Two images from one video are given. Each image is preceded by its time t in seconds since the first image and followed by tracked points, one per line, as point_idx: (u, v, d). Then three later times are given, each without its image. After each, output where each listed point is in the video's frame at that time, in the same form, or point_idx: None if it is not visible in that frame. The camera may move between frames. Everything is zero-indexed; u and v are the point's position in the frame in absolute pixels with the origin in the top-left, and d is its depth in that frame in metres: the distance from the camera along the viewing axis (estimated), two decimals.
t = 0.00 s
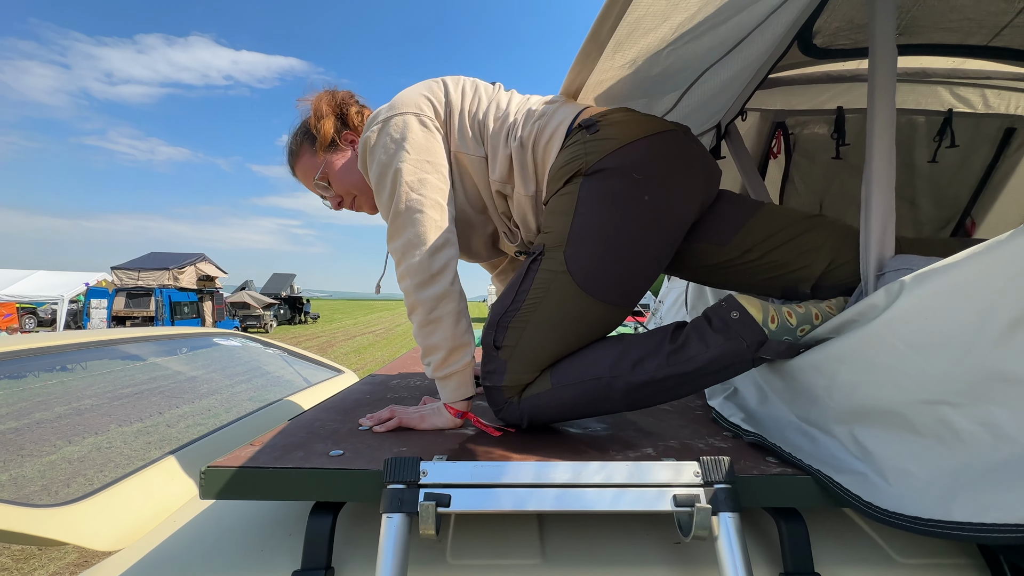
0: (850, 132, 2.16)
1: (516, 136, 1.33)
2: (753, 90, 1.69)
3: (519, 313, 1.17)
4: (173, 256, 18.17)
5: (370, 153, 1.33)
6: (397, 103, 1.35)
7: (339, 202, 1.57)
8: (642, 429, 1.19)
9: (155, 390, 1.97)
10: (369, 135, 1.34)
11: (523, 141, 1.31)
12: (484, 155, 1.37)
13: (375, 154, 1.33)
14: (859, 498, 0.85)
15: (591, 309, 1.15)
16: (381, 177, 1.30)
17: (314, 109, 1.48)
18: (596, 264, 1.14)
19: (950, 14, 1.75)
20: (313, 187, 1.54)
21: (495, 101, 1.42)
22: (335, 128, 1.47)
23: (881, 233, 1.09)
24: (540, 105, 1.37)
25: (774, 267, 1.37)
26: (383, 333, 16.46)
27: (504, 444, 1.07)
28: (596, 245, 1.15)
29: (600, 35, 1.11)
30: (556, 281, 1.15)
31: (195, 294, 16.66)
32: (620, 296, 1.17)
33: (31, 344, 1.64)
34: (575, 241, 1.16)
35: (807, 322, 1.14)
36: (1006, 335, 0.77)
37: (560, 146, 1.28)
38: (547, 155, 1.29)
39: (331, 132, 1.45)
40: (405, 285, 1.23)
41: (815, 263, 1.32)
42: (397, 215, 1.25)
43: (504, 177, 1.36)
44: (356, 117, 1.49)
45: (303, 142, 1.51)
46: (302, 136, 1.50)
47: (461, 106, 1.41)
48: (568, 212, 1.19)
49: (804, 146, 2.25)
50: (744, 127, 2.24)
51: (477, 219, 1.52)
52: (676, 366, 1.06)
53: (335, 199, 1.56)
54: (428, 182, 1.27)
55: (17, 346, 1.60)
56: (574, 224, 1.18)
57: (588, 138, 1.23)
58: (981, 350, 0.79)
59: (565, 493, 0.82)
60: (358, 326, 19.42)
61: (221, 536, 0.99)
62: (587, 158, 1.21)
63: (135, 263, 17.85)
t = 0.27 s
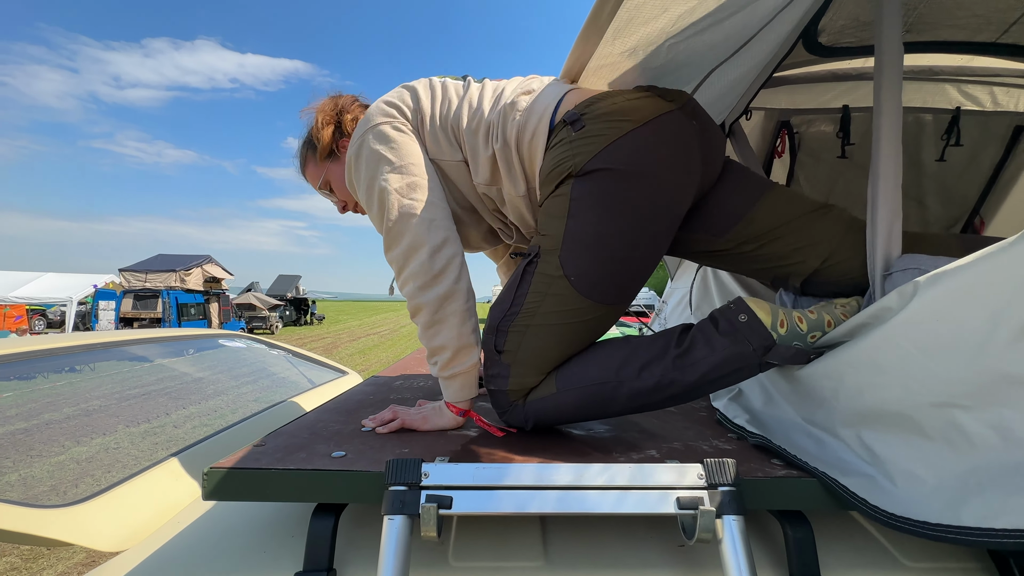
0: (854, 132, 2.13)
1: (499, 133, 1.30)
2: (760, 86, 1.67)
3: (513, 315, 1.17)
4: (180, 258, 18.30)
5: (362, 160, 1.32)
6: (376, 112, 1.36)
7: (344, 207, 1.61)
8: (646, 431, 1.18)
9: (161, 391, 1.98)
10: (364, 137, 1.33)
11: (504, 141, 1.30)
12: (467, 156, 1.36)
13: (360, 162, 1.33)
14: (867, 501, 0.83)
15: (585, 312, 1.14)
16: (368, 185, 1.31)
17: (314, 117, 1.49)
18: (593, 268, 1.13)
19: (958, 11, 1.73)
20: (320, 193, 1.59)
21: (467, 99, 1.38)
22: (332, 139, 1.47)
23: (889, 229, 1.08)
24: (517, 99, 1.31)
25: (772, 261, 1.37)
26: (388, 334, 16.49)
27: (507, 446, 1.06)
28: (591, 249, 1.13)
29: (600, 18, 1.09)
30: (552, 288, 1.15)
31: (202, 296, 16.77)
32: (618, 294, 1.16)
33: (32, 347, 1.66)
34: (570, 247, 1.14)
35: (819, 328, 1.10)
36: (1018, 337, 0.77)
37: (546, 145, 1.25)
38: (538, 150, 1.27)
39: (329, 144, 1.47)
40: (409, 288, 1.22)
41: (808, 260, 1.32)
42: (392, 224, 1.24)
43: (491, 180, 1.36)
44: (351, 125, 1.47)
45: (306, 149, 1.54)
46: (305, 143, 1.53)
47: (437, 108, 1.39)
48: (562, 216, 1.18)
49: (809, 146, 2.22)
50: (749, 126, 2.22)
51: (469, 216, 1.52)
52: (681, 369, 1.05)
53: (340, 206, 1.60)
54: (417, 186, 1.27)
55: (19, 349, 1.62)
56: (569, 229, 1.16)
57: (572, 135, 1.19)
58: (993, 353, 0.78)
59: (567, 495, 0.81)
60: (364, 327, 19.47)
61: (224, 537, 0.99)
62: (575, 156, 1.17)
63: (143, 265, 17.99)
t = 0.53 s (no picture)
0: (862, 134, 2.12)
1: (494, 139, 1.32)
2: (762, 91, 1.66)
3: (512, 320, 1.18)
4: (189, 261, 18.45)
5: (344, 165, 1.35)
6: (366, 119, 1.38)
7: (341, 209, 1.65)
8: (649, 435, 1.18)
9: (169, 393, 1.99)
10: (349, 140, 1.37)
11: (498, 146, 1.31)
12: (459, 160, 1.37)
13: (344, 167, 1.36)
14: (870, 507, 0.83)
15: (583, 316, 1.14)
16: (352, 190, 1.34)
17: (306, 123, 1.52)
18: (587, 273, 1.13)
19: (965, 13, 1.72)
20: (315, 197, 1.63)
21: (456, 107, 1.39)
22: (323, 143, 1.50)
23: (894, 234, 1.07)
24: (510, 106, 1.33)
25: (763, 260, 1.37)
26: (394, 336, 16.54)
27: (509, 449, 1.07)
28: (586, 252, 1.13)
29: (596, 25, 1.07)
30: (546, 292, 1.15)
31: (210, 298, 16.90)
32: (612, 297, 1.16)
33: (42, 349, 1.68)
34: (565, 251, 1.15)
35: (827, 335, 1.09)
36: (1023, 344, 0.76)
37: (542, 148, 1.26)
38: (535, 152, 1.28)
39: (320, 149, 1.50)
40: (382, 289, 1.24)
41: (798, 266, 1.32)
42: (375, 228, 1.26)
43: (484, 184, 1.38)
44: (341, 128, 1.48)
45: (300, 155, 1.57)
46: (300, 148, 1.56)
47: (428, 112, 1.40)
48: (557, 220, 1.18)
49: (815, 148, 2.21)
50: (752, 129, 2.24)
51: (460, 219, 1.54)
52: (687, 374, 1.05)
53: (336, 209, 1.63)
54: (401, 191, 1.29)
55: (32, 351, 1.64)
56: (562, 232, 1.16)
57: (566, 139, 1.20)
58: (997, 360, 0.77)
59: (568, 500, 0.81)
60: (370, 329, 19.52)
61: (229, 539, 0.99)
62: (570, 159, 1.18)
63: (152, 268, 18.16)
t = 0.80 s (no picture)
0: (871, 138, 2.12)
1: (483, 151, 1.36)
2: (772, 95, 1.65)
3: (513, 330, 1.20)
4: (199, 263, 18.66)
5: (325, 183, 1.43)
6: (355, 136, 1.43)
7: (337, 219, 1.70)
8: (657, 439, 1.19)
9: (180, 394, 2.02)
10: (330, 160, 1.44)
11: (487, 156, 1.35)
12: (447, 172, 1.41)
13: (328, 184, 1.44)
14: (877, 513, 0.83)
15: (583, 320, 1.16)
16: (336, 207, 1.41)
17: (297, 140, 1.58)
18: (589, 268, 1.16)
19: (975, 17, 1.72)
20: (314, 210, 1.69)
21: (444, 121, 1.44)
22: (314, 159, 1.55)
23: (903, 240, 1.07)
24: (501, 114, 1.38)
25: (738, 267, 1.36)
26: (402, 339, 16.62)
27: (519, 452, 1.08)
28: (587, 248, 1.16)
29: (602, 39, 1.07)
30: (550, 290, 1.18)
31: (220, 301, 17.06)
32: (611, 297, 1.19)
33: (57, 351, 1.72)
34: (570, 245, 1.17)
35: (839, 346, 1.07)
36: None
37: (533, 150, 1.32)
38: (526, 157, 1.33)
39: (311, 164, 1.55)
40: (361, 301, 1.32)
41: (771, 267, 1.32)
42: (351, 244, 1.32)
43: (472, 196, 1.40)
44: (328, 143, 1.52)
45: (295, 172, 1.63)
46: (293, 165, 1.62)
47: (419, 125, 1.45)
48: (556, 217, 1.21)
49: (824, 152, 2.22)
50: (761, 134, 2.19)
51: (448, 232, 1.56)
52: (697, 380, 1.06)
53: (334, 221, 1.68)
54: (380, 208, 1.34)
55: (45, 353, 1.68)
56: (564, 227, 1.19)
57: (561, 138, 1.25)
58: (1005, 369, 0.77)
59: (577, 501, 0.83)
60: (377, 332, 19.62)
61: (244, 538, 1.02)
62: (564, 158, 1.23)
63: (163, 271, 18.40)
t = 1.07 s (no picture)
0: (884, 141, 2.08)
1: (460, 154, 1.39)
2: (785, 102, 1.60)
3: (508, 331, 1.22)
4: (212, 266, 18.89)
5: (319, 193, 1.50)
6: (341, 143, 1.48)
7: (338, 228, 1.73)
8: (670, 441, 1.19)
9: (192, 395, 2.06)
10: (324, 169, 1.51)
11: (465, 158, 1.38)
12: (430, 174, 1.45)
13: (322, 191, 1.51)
14: (891, 517, 0.84)
15: (568, 322, 1.19)
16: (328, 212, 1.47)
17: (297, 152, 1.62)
18: (562, 265, 1.19)
19: (991, 20, 1.71)
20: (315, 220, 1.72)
21: (424, 125, 1.46)
22: (314, 168, 1.59)
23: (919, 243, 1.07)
24: (473, 118, 1.41)
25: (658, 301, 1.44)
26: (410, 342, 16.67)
27: (533, 452, 1.09)
28: (558, 246, 1.19)
29: (618, 40, 1.05)
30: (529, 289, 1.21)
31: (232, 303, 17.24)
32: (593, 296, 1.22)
33: (74, 352, 1.77)
34: (542, 243, 1.20)
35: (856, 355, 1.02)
36: None
37: (503, 153, 1.35)
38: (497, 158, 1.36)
39: (311, 175, 1.58)
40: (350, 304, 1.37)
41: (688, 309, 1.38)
42: (341, 247, 1.37)
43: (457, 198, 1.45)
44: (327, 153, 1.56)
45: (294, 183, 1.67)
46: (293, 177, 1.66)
47: (402, 128, 1.49)
48: (526, 218, 1.24)
49: (837, 156, 2.22)
50: (773, 138, 2.22)
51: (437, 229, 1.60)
52: (706, 386, 1.06)
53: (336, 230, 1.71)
54: (364, 211, 1.38)
55: (62, 354, 1.73)
56: (533, 226, 1.22)
57: (526, 141, 1.28)
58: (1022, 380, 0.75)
59: (594, 501, 0.84)
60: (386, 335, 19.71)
61: (265, 534, 1.04)
62: (531, 159, 1.26)
63: (177, 273, 18.64)
